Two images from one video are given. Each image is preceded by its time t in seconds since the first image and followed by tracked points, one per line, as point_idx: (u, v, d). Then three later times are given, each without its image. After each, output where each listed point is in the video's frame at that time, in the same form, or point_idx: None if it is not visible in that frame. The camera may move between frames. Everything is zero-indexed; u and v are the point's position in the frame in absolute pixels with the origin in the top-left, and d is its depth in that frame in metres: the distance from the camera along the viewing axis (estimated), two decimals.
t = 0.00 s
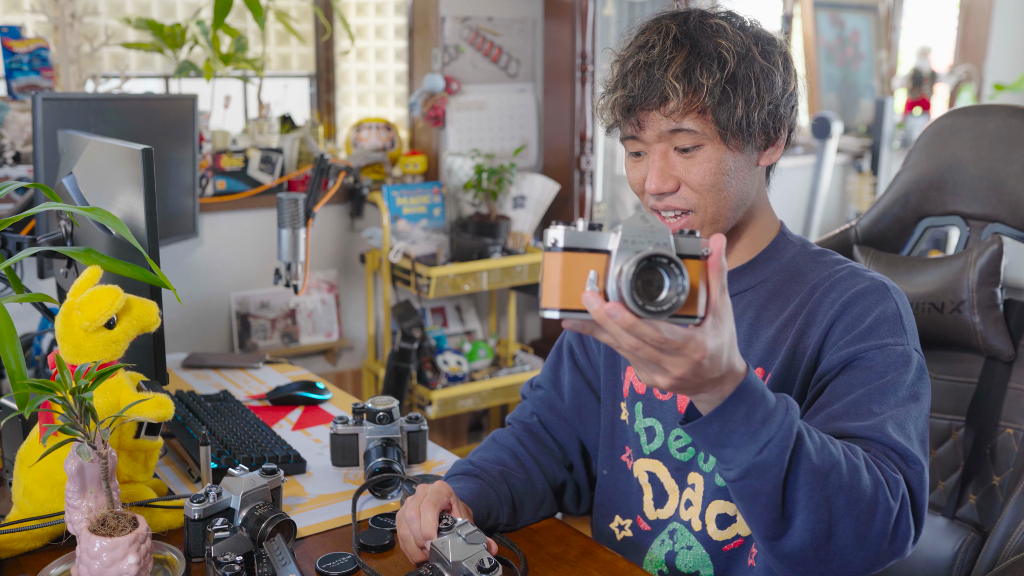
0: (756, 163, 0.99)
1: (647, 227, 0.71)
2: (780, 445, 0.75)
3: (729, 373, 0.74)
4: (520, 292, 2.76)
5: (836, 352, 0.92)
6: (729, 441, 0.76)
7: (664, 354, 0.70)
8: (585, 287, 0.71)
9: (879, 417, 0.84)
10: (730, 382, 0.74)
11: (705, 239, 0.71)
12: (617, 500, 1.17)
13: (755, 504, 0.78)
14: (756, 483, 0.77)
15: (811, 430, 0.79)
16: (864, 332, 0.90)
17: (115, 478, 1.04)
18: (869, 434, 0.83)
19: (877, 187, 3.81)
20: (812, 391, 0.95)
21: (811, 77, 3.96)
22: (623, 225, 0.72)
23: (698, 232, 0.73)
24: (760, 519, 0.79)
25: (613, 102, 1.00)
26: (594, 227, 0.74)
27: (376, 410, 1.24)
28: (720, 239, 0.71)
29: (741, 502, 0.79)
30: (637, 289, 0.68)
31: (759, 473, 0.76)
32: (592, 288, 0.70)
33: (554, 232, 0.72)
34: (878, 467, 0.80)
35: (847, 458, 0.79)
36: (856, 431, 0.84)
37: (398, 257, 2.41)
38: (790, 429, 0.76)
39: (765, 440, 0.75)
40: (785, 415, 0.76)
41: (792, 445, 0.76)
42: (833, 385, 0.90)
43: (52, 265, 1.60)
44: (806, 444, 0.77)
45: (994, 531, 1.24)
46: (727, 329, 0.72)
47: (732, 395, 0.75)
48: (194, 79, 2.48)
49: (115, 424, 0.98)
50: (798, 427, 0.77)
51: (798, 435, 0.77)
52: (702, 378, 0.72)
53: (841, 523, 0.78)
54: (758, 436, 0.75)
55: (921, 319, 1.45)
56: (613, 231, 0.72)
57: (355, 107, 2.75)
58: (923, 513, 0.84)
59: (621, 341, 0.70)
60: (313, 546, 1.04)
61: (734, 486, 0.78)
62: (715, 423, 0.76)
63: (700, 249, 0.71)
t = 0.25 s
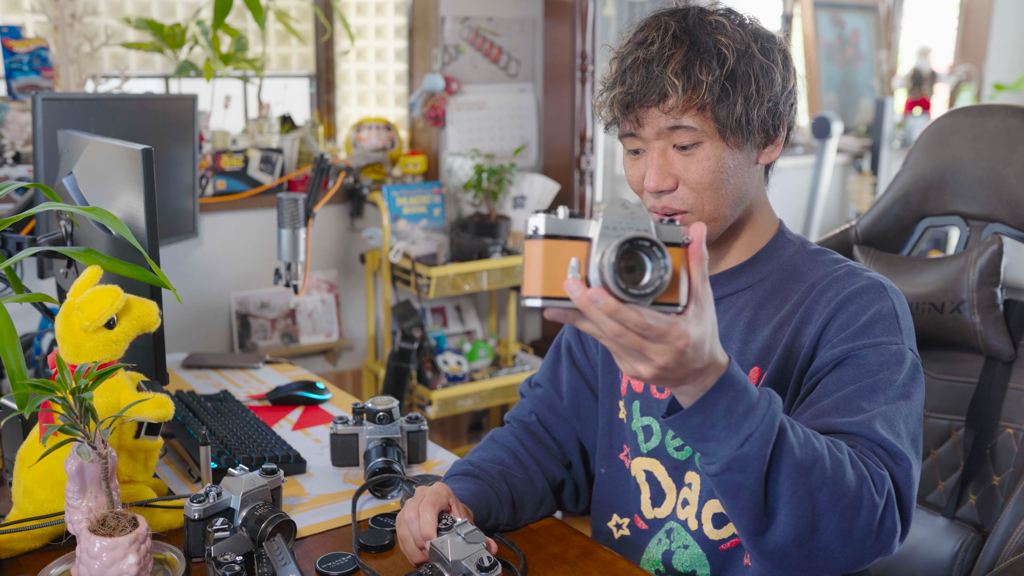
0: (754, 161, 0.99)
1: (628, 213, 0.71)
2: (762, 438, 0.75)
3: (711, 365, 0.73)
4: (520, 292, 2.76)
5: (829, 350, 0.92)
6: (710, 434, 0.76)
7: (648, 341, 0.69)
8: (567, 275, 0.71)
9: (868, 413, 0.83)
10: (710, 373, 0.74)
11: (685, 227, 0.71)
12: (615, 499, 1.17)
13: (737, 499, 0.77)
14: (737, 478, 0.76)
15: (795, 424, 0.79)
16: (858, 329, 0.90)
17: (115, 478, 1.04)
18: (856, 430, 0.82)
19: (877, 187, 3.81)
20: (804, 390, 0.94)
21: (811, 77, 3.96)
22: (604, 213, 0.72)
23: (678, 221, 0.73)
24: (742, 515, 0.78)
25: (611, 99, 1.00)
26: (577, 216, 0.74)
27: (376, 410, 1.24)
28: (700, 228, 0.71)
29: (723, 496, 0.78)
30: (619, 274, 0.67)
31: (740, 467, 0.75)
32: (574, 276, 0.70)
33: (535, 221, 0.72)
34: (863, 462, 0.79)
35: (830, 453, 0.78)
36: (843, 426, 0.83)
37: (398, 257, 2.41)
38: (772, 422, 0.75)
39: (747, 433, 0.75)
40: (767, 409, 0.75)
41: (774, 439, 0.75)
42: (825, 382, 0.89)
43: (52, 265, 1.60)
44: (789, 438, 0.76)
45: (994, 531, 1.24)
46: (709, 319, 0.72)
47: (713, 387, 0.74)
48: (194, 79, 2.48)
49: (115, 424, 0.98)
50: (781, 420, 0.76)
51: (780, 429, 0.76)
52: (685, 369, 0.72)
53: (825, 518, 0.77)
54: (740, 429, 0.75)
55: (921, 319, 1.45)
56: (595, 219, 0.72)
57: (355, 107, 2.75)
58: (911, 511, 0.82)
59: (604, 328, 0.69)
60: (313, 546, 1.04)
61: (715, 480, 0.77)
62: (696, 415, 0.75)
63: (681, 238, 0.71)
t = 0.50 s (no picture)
0: (752, 159, 0.99)
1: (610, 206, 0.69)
2: (751, 446, 0.73)
3: (696, 366, 0.71)
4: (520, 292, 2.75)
5: (822, 349, 0.91)
6: (699, 440, 0.74)
7: (609, 336, 0.68)
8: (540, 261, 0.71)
9: (859, 412, 0.82)
10: (700, 379, 0.72)
11: (674, 227, 0.69)
12: (611, 499, 1.16)
13: (726, 505, 0.75)
14: (725, 484, 0.74)
15: (786, 426, 0.77)
16: (853, 329, 0.89)
17: (115, 479, 1.04)
18: (846, 428, 0.81)
19: (877, 187, 3.81)
20: (796, 388, 0.93)
21: (811, 77, 3.96)
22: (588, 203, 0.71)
23: (671, 220, 0.71)
24: (731, 519, 0.76)
25: (607, 97, 1.00)
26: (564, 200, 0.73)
27: (376, 411, 1.24)
28: (690, 230, 0.68)
29: (711, 501, 0.76)
30: (584, 268, 0.67)
31: (730, 474, 0.73)
32: (546, 263, 0.70)
33: (518, 202, 0.72)
34: (853, 463, 0.78)
35: (821, 455, 0.76)
36: (832, 424, 0.82)
37: (398, 257, 2.41)
38: (762, 428, 0.73)
39: (736, 440, 0.73)
40: (757, 414, 0.73)
41: (764, 446, 0.73)
42: (816, 380, 0.88)
43: (52, 265, 1.60)
44: (779, 441, 0.74)
45: (994, 531, 1.23)
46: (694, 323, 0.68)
47: (702, 396, 0.72)
48: (194, 79, 2.48)
49: (115, 424, 0.98)
50: (771, 425, 0.74)
51: (770, 434, 0.74)
52: (660, 369, 0.69)
53: (813, 520, 0.76)
54: (728, 436, 0.73)
55: (921, 319, 1.45)
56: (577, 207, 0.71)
57: (355, 107, 2.75)
58: (898, 513, 0.81)
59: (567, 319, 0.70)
60: (313, 546, 1.04)
61: (704, 485, 0.75)
62: (684, 421, 0.73)
63: (668, 237, 0.69)
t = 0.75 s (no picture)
0: (747, 155, 0.99)
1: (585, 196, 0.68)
2: (736, 452, 0.70)
3: (676, 369, 0.69)
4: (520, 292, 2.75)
5: (812, 346, 0.89)
6: (682, 446, 0.71)
7: (575, 333, 0.67)
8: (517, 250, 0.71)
9: (847, 409, 0.80)
10: (681, 385, 0.70)
11: (655, 227, 0.67)
12: (604, 497, 1.17)
13: (711, 511, 0.73)
14: (710, 491, 0.72)
15: (772, 428, 0.74)
16: (843, 326, 0.88)
17: (115, 478, 1.04)
18: (833, 424, 0.79)
19: (877, 187, 3.81)
20: (785, 385, 0.92)
21: (811, 77, 3.96)
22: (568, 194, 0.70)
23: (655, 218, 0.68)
24: (716, 525, 0.74)
25: (601, 93, 0.99)
26: (547, 186, 0.72)
27: (376, 410, 1.25)
28: (672, 231, 0.65)
29: (696, 507, 0.74)
30: (551, 260, 0.67)
31: (715, 481, 0.71)
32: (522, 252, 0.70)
33: (500, 186, 0.72)
34: (840, 463, 0.75)
35: (807, 456, 0.74)
36: (819, 421, 0.80)
37: (398, 257, 2.41)
38: (747, 433, 0.71)
39: (721, 446, 0.71)
40: (742, 419, 0.71)
41: (750, 451, 0.71)
42: (804, 379, 0.87)
43: (52, 264, 1.60)
44: (765, 447, 0.72)
45: (994, 531, 1.23)
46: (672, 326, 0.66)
47: (686, 403, 0.70)
48: (194, 79, 2.48)
49: (115, 424, 0.98)
50: (758, 430, 0.72)
51: (756, 438, 0.72)
52: (635, 366, 0.67)
53: (799, 523, 0.74)
54: (713, 442, 0.71)
55: (921, 319, 1.45)
56: (555, 198, 0.70)
57: (355, 107, 2.75)
58: (886, 514, 0.79)
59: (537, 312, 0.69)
60: (313, 546, 1.04)
61: (688, 491, 0.73)
62: (668, 428, 0.71)
63: (647, 237, 0.67)
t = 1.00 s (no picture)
0: (755, 145, 1.00)
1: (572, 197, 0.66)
2: (727, 467, 0.68)
3: (663, 382, 0.66)
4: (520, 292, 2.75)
5: (803, 350, 0.88)
6: (671, 461, 0.69)
7: (558, 337, 0.65)
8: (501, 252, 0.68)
9: (838, 415, 0.78)
10: (668, 399, 0.67)
11: (645, 232, 0.65)
12: (596, 498, 1.17)
13: (701, 525, 0.71)
14: (700, 506, 0.69)
15: (763, 439, 0.72)
16: (835, 330, 0.86)
17: (115, 479, 1.04)
18: (823, 432, 0.77)
19: (877, 187, 3.80)
20: (774, 388, 0.90)
21: (811, 77, 3.95)
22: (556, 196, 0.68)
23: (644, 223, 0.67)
24: (706, 539, 0.72)
25: (614, 68, 0.98)
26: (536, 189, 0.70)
27: (376, 410, 1.25)
28: (662, 237, 0.64)
29: (686, 520, 0.72)
30: (535, 261, 0.65)
31: (705, 496, 0.69)
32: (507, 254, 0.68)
33: (490, 187, 0.70)
34: (830, 473, 0.74)
35: (798, 467, 0.72)
36: (809, 429, 0.78)
37: (398, 257, 2.41)
38: (738, 446, 0.68)
39: (711, 461, 0.68)
40: (733, 432, 0.68)
41: (740, 465, 0.69)
42: (795, 383, 0.85)
43: (52, 265, 1.60)
44: (755, 459, 0.70)
45: (994, 531, 1.23)
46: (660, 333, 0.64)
47: (675, 416, 0.67)
48: (194, 79, 2.48)
49: (115, 424, 0.98)
50: (748, 442, 0.69)
51: (747, 451, 0.70)
52: (620, 371, 0.64)
53: (790, 534, 0.72)
54: (703, 457, 0.68)
55: (921, 319, 1.45)
56: (542, 199, 0.68)
57: (355, 107, 2.75)
58: (876, 524, 0.77)
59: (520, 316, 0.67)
60: (313, 546, 1.04)
61: (678, 506, 0.71)
62: (657, 442, 0.68)
63: (636, 242, 0.65)
